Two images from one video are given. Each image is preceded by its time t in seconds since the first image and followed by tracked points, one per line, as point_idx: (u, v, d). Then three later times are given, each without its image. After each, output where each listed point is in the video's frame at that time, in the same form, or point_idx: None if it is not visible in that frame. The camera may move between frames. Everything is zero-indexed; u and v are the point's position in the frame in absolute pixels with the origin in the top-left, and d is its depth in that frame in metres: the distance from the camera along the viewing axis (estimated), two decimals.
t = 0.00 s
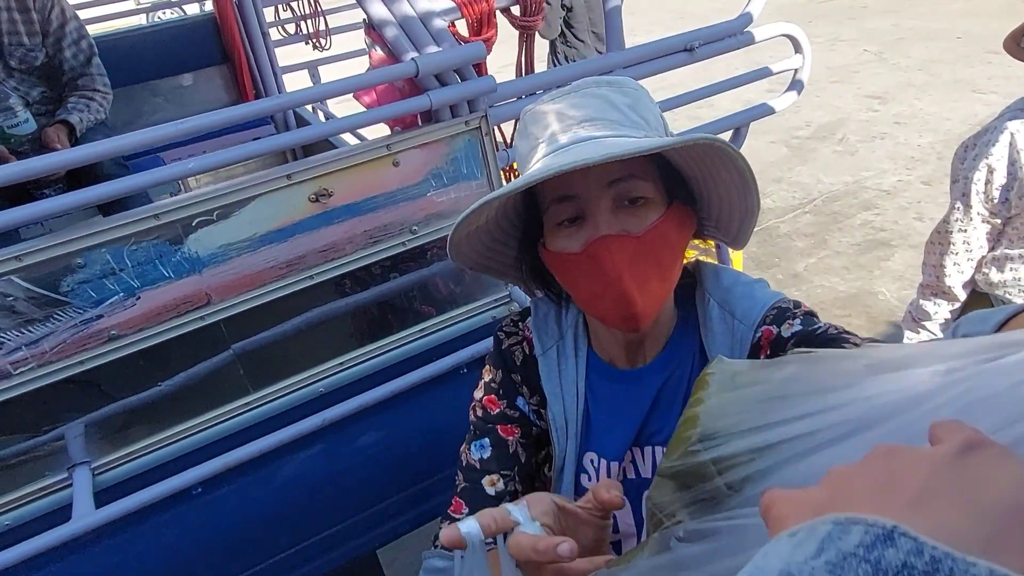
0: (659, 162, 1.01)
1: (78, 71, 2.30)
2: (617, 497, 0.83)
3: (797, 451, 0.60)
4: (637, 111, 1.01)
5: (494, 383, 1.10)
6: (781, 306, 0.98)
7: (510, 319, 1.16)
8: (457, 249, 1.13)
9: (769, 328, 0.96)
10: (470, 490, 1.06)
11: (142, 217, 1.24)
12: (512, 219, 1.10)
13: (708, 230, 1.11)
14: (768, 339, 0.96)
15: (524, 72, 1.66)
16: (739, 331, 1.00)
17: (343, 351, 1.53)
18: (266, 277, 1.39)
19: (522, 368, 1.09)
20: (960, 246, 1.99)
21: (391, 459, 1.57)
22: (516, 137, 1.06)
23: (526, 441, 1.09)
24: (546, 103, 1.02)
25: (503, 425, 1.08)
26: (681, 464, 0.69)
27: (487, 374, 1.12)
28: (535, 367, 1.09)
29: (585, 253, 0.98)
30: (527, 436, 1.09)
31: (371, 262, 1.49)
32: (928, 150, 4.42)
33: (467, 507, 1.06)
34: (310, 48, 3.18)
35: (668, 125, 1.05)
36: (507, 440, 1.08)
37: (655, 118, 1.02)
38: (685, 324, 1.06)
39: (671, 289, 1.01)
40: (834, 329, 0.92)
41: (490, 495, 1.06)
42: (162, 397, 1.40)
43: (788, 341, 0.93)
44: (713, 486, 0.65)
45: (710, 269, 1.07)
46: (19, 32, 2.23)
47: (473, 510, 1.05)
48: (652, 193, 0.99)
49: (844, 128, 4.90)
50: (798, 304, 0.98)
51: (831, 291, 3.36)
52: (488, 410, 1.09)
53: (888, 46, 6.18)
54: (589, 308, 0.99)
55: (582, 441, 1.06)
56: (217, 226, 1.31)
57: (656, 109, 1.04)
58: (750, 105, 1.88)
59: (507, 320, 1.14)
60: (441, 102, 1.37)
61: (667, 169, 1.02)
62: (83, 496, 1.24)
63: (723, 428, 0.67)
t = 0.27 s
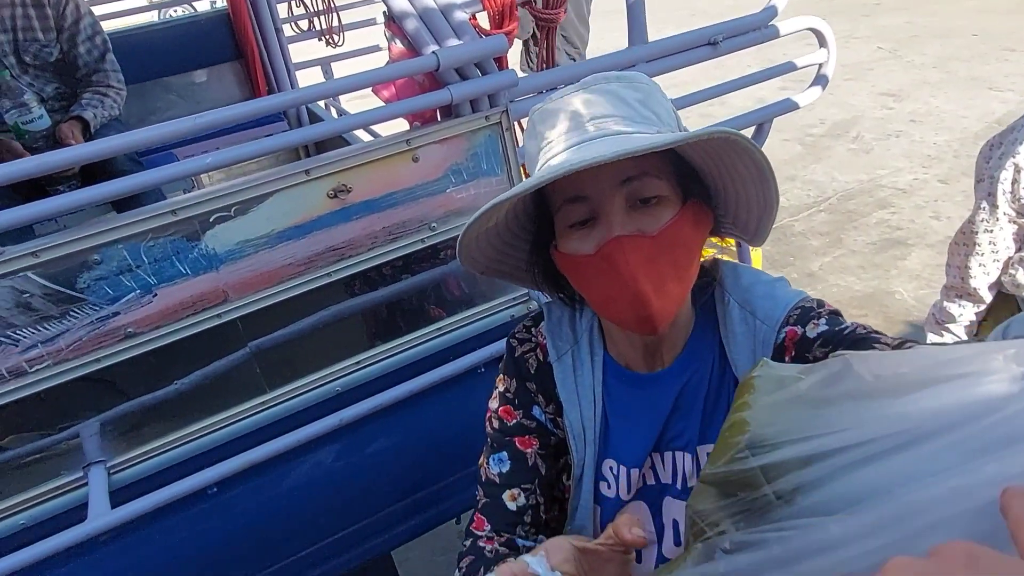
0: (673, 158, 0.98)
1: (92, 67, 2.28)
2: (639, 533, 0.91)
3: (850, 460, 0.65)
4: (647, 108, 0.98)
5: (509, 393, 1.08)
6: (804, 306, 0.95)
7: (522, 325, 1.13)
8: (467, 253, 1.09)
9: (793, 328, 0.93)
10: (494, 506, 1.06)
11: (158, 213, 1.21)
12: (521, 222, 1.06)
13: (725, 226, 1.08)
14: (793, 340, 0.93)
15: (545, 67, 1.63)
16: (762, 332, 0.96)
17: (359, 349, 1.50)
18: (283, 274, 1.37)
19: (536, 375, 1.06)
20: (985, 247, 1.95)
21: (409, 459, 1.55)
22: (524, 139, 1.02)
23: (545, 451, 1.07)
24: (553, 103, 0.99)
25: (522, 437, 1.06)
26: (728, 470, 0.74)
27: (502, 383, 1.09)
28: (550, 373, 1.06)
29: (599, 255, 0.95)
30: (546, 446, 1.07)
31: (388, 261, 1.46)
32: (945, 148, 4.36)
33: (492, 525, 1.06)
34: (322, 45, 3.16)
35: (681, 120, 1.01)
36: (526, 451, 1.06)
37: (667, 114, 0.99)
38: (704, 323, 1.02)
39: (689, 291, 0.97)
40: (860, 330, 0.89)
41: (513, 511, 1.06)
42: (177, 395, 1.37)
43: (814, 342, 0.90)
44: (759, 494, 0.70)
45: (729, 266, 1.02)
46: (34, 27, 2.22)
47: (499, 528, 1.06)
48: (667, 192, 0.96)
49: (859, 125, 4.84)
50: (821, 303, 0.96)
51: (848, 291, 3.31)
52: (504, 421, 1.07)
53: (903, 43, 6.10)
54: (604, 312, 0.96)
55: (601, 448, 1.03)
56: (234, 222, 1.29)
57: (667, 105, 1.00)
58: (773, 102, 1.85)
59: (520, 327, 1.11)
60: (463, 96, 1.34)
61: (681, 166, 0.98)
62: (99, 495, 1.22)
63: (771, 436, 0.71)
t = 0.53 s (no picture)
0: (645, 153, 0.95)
1: (99, 58, 2.28)
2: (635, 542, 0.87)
3: (863, 451, 0.64)
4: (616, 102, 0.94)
5: (493, 400, 1.06)
6: (796, 299, 0.92)
7: (505, 328, 1.11)
8: (440, 263, 1.07)
9: (787, 321, 0.90)
10: (485, 518, 1.04)
11: (163, 200, 1.23)
12: (494, 228, 1.02)
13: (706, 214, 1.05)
14: (787, 333, 0.90)
15: (552, 56, 1.62)
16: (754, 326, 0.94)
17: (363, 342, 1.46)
18: (288, 264, 1.36)
19: (520, 380, 1.05)
20: (997, 244, 1.92)
21: (413, 451, 1.54)
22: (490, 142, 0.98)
23: (533, 458, 1.05)
24: (516, 103, 0.94)
25: (508, 445, 1.05)
26: (738, 460, 0.72)
27: (485, 391, 1.08)
28: (534, 377, 1.05)
29: (576, 263, 0.92)
30: (535, 451, 1.05)
31: (395, 253, 1.45)
32: (956, 144, 4.32)
33: (485, 537, 1.03)
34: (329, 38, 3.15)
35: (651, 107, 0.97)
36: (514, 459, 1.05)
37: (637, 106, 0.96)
38: (691, 319, 1.00)
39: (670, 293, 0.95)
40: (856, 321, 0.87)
41: (505, 521, 1.04)
42: (181, 386, 1.35)
43: (810, 335, 0.88)
44: (769, 483, 0.68)
45: (714, 259, 1.01)
46: (41, 19, 2.22)
47: (492, 540, 1.03)
48: (642, 191, 0.93)
49: (869, 121, 4.80)
50: (813, 294, 0.93)
51: (857, 287, 3.28)
52: (490, 428, 1.06)
53: (914, 39, 6.05)
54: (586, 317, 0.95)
55: (590, 451, 1.01)
56: (239, 211, 1.29)
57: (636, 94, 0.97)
58: (784, 93, 1.82)
59: (500, 331, 1.09)
60: (470, 84, 1.33)
61: (656, 158, 0.95)
62: (102, 483, 1.21)
63: (782, 425, 0.70)
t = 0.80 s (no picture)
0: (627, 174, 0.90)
1: (104, 55, 2.28)
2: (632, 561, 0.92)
3: (865, 461, 0.64)
4: (594, 127, 0.89)
5: (488, 408, 1.04)
6: (793, 302, 0.91)
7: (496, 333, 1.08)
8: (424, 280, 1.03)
9: (786, 326, 0.89)
10: (485, 528, 1.04)
11: (167, 199, 1.22)
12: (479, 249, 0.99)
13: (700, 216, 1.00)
14: (785, 338, 0.89)
15: (557, 54, 1.61)
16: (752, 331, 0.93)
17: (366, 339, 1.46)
18: (291, 262, 1.36)
19: (514, 388, 1.03)
20: (1003, 245, 1.91)
21: (416, 450, 1.54)
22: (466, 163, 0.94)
23: (531, 466, 1.04)
24: (489, 136, 0.88)
25: (505, 454, 1.03)
26: (741, 468, 0.71)
27: (479, 398, 1.05)
28: (529, 384, 1.03)
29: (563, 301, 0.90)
30: (532, 458, 1.05)
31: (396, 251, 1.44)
32: (962, 143, 4.30)
33: (485, 547, 1.04)
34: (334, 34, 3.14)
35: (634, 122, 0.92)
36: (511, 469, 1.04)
37: (617, 124, 0.90)
38: (686, 325, 1.00)
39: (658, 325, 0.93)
40: (853, 327, 0.86)
41: (504, 532, 1.04)
42: (186, 383, 1.35)
43: (809, 340, 0.87)
44: (772, 491, 0.68)
45: (711, 261, 0.99)
46: (46, 14, 2.21)
47: (492, 550, 1.04)
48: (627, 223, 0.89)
49: (875, 119, 4.78)
50: (810, 297, 0.92)
51: (861, 286, 3.27)
52: (487, 437, 1.04)
53: (921, 36, 6.02)
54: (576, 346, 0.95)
55: (585, 457, 1.00)
56: (243, 209, 1.28)
57: (617, 108, 0.90)
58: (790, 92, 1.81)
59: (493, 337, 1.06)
60: (474, 83, 1.32)
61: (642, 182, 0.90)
62: (106, 482, 1.21)
63: (786, 434, 0.69)
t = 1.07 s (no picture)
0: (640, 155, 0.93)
1: (112, 48, 2.28)
2: None
3: (877, 455, 0.65)
4: (611, 104, 0.92)
5: (500, 412, 1.04)
6: (806, 300, 0.92)
7: (504, 335, 1.09)
8: (440, 275, 1.04)
9: (799, 325, 0.91)
10: (503, 535, 1.04)
11: (174, 190, 1.23)
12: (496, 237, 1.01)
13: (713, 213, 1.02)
14: (799, 336, 0.90)
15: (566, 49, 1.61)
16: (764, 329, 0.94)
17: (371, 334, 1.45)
18: (296, 256, 1.35)
19: (526, 391, 1.03)
20: (1013, 245, 1.90)
21: (422, 443, 1.54)
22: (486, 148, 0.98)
23: (547, 469, 1.04)
24: (510, 111, 0.93)
25: (521, 459, 1.03)
26: (751, 463, 0.72)
27: (489, 403, 1.06)
28: (539, 386, 1.03)
29: (575, 276, 0.92)
30: (547, 461, 1.04)
31: (401, 246, 1.44)
32: (970, 143, 4.28)
33: (505, 555, 1.04)
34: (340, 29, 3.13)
35: (651, 107, 0.96)
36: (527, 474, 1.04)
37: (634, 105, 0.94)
38: (700, 320, 1.00)
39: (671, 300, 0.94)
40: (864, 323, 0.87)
41: (524, 538, 1.03)
42: (189, 377, 1.34)
43: (822, 338, 0.88)
44: (783, 487, 0.68)
45: (721, 259, 1.01)
46: (55, 7, 2.22)
47: (512, 558, 1.03)
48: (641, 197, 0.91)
49: (882, 118, 4.75)
50: (822, 295, 0.93)
51: (867, 285, 3.25)
52: (499, 442, 1.04)
53: (930, 35, 5.98)
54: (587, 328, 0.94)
55: (597, 459, 1.00)
56: (251, 201, 1.29)
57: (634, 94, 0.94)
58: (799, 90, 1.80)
59: (501, 340, 1.07)
60: (482, 77, 1.32)
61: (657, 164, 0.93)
62: (112, 473, 1.21)
63: (795, 428, 0.71)
